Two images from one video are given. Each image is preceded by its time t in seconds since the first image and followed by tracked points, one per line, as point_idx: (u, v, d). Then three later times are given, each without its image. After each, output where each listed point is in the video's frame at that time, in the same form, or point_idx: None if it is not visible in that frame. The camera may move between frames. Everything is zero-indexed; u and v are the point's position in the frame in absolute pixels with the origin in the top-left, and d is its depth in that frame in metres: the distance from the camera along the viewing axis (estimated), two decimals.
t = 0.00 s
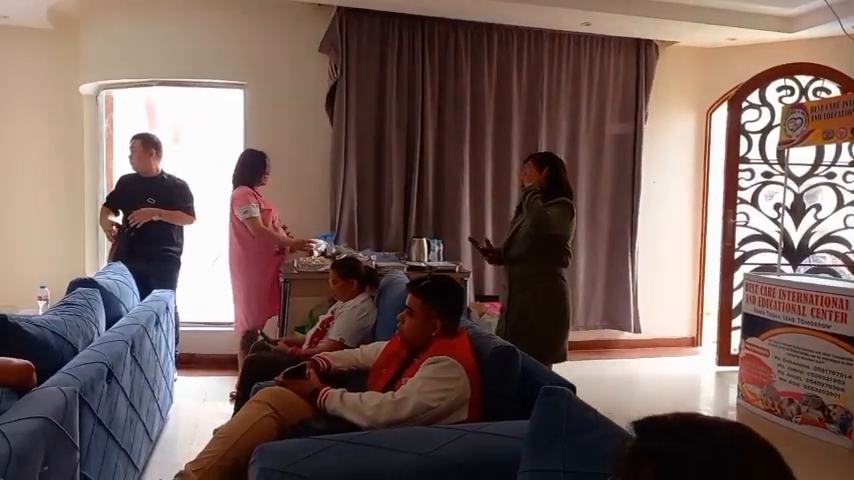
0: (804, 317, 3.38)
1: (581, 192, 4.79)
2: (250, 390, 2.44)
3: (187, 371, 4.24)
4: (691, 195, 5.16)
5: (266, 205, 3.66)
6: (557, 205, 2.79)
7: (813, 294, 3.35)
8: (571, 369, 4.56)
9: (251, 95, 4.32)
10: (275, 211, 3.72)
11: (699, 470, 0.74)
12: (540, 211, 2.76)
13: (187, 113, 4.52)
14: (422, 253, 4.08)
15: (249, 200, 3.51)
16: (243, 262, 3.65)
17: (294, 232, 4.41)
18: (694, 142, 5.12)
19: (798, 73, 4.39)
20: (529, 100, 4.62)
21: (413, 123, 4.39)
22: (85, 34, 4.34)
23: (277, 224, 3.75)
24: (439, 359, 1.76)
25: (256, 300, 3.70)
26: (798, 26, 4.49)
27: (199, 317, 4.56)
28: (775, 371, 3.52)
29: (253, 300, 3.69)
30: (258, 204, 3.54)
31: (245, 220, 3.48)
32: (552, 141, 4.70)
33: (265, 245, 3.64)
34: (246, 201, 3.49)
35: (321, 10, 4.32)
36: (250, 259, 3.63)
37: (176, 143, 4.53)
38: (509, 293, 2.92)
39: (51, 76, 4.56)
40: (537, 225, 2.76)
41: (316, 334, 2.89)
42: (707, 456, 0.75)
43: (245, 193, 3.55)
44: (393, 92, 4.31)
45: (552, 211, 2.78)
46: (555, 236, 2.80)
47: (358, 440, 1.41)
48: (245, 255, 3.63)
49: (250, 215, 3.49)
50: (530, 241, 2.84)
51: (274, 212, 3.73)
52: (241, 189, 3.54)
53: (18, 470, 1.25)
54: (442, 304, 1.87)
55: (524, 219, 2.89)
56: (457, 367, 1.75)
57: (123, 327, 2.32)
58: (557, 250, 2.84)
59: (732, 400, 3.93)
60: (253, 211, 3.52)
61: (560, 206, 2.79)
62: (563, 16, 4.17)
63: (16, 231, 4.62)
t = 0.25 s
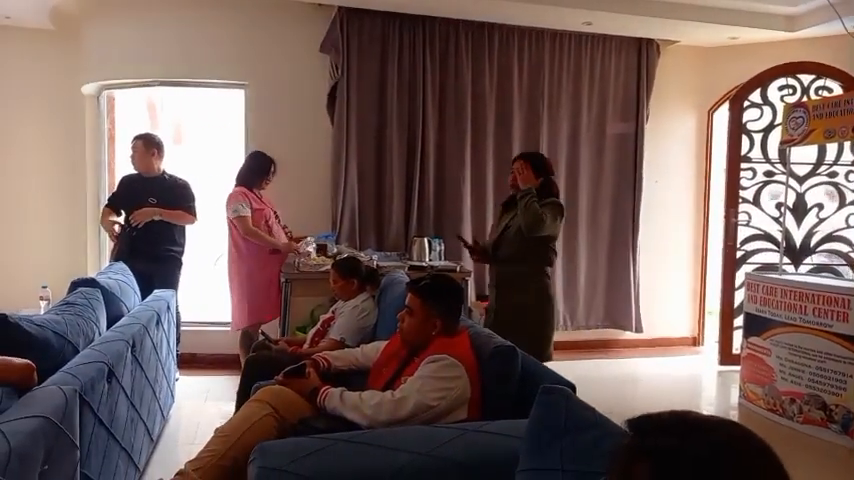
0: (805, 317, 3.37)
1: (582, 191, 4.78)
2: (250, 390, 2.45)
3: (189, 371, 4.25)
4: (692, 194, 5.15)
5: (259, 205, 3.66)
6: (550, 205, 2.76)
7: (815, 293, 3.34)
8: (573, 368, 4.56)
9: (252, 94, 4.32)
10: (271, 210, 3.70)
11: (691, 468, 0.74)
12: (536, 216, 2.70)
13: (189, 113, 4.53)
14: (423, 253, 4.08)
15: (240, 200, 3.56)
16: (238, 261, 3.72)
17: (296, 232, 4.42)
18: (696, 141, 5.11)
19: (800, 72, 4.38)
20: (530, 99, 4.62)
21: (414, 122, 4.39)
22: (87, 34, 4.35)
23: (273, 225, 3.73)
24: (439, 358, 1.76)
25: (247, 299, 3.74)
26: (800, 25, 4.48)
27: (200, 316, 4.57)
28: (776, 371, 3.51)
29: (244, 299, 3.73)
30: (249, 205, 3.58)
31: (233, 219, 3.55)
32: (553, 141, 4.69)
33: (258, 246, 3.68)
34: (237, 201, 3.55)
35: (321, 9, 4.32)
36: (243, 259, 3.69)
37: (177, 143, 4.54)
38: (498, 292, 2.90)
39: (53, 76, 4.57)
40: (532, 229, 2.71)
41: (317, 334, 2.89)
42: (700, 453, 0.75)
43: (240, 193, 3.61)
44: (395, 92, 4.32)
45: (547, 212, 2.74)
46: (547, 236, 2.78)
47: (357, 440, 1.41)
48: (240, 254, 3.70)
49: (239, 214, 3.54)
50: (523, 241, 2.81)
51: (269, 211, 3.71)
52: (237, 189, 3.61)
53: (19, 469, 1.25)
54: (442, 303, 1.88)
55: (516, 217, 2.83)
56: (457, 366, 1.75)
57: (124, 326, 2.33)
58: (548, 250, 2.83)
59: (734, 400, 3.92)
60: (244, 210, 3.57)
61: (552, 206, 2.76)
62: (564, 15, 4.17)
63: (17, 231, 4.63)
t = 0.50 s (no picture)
0: (809, 316, 3.36)
1: (585, 190, 4.77)
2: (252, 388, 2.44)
3: (190, 369, 4.25)
4: (695, 192, 5.13)
5: (257, 203, 3.62)
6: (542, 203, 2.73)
7: (819, 292, 3.33)
8: (575, 367, 4.55)
9: (254, 92, 4.31)
10: (268, 209, 3.65)
11: (697, 462, 0.72)
12: (533, 218, 2.66)
13: (191, 111, 4.53)
14: (425, 251, 4.07)
15: (237, 196, 3.54)
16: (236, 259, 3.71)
17: (298, 230, 4.41)
18: (699, 139, 5.09)
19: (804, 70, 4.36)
20: (533, 97, 4.61)
21: (416, 120, 4.38)
22: (89, 32, 4.34)
23: (271, 224, 3.68)
24: (441, 356, 1.75)
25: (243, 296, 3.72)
26: (804, 23, 4.46)
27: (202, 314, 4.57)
28: (780, 370, 3.50)
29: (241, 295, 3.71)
30: (246, 202, 3.56)
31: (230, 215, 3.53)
32: (556, 139, 4.68)
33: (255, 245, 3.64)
34: (234, 197, 3.54)
35: (324, 7, 4.32)
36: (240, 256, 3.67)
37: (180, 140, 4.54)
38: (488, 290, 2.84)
39: (55, 73, 4.57)
40: (528, 232, 2.68)
41: (319, 332, 2.89)
42: (706, 449, 0.73)
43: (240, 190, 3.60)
44: (397, 90, 4.31)
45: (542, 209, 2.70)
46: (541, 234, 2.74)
47: (360, 437, 1.40)
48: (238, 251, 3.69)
49: (235, 210, 3.52)
50: (514, 241, 2.77)
51: (267, 210, 3.66)
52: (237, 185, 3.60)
53: (20, 465, 1.24)
54: (445, 301, 1.87)
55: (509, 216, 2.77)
56: (460, 363, 1.74)
57: (126, 324, 2.32)
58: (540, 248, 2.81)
59: (737, 399, 3.91)
60: (241, 207, 3.54)
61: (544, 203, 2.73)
62: (567, 13, 4.15)
63: (20, 229, 4.63)
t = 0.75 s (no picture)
0: (819, 317, 3.34)
1: (593, 190, 4.76)
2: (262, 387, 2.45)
3: (199, 369, 4.26)
4: (703, 194, 5.12)
5: (264, 203, 3.60)
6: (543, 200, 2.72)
7: (829, 293, 3.31)
8: (583, 368, 4.54)
9: (263, 93, 4.33)
10: (275, 209, 3.62)
11: (714, 460, 0.73)
12: (537, 215, 2.65)
13: (200, 112, 4.55)
14: (433, 251, 4.07)
15: (244, 194, 3.52)
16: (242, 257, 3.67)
17: (306, 230, 4.42)
18: (707, 140, 5.08)
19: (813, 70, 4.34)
20: (541, 98, 4.61)
21: (424, 121, 4.38)
22: (99, 33, 4.37)
23: (278, 225, 3.65)
24: (452, 355, 1.75)
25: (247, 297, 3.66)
26: (814, 23, 4.43)
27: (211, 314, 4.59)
28: (790, 371, 3.48)
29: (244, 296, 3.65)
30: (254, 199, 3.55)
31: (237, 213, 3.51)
32: (564, 139, 4.68)
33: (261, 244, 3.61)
34: (242, 195, 3.51)
35: (332, 8, 4.33)
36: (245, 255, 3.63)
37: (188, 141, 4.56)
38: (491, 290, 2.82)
39: (65, 75, 4.60)
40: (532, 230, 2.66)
41: (328, 332, 2.89)
42: (722, 446, 0.73)
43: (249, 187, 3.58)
44: (405, 90, 4.31)
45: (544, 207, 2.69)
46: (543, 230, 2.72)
47: (372, 435, 1.41)
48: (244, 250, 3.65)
49: (241, 208, 3.49)
50: (517, 240, 2.75)
51: (273, 210, 3.62)
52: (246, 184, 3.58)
53: (37, 461, 1.25)
54: (455, 300, 1.87)
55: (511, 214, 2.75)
56: (471, 363, 1.74)
57: (137, 322, 2.33)
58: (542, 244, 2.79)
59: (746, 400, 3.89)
60: (248, 206, 3.52)
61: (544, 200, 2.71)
62: (574, 13, 4.15)
63: (30, 229, 4.66)
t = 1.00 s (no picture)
0: (839, 317, 3.30)
1: (609, 189, 4.74)
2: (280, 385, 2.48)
3: (217, 367, 4.31)
4: (721, 193, 5.07)
5: (278, 204, 3.52)
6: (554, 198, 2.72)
7: (850, 293, 3.27)
8: (599, 368, 4.52)
9: (279, 94, 4.36)
10: (290, 211, 3.53)
11: (737, 458, 0.73)
12: (548, 214, 2.66)
13: (217, 113, 4.60)
14: (448, 251, 4.08)
15: (258, 196, 3.45)
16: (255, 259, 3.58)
17: (322, 230, 4.44)
18: (725, 139, 5.03)
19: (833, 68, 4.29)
20: (556, 98, 4.60)
21: (439, 121, 4.39)
22: (119, 36, 4.44)
23: (292, 228, 3.55)
24: (469, 354, 1.76)
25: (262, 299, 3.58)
26: (834, 20, 4.38)
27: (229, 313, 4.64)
28: (810, 372, 3.45)
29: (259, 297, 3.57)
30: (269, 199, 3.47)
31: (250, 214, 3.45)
32: (579, 139, 4.66)
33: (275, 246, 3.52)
34: (255, 196, 3.45)
35: (347, 9, 4.36)
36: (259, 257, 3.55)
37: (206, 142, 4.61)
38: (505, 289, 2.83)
39: (86, 77, 4.68)
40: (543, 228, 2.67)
41: (345, 331, 2.91)
42: (745, 444, 0.74)
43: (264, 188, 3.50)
44: (420, 91, 4.33)
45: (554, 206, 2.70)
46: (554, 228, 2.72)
47: (390, 433, 1.42)
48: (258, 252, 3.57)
49: (254, 209, 3.43)
50: (529, 238, 2.75)
51: (288, 212, 3.54)
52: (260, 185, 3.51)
53: (64, 455, 1.28)
54: (471, 299, 1.88)
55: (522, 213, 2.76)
56: (487, 362, 1.75)
57: (158, 321, 2.37)
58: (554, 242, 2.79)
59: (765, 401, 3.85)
60: (262, 207, 3.45)
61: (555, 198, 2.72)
62: (590, 12, 4.14)
63: (52, 229, 4.74)
